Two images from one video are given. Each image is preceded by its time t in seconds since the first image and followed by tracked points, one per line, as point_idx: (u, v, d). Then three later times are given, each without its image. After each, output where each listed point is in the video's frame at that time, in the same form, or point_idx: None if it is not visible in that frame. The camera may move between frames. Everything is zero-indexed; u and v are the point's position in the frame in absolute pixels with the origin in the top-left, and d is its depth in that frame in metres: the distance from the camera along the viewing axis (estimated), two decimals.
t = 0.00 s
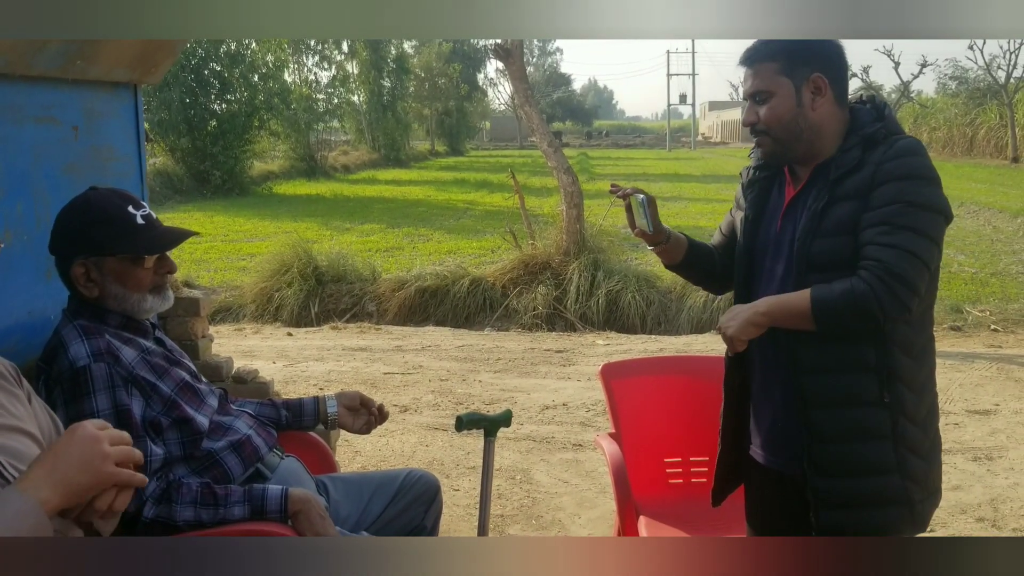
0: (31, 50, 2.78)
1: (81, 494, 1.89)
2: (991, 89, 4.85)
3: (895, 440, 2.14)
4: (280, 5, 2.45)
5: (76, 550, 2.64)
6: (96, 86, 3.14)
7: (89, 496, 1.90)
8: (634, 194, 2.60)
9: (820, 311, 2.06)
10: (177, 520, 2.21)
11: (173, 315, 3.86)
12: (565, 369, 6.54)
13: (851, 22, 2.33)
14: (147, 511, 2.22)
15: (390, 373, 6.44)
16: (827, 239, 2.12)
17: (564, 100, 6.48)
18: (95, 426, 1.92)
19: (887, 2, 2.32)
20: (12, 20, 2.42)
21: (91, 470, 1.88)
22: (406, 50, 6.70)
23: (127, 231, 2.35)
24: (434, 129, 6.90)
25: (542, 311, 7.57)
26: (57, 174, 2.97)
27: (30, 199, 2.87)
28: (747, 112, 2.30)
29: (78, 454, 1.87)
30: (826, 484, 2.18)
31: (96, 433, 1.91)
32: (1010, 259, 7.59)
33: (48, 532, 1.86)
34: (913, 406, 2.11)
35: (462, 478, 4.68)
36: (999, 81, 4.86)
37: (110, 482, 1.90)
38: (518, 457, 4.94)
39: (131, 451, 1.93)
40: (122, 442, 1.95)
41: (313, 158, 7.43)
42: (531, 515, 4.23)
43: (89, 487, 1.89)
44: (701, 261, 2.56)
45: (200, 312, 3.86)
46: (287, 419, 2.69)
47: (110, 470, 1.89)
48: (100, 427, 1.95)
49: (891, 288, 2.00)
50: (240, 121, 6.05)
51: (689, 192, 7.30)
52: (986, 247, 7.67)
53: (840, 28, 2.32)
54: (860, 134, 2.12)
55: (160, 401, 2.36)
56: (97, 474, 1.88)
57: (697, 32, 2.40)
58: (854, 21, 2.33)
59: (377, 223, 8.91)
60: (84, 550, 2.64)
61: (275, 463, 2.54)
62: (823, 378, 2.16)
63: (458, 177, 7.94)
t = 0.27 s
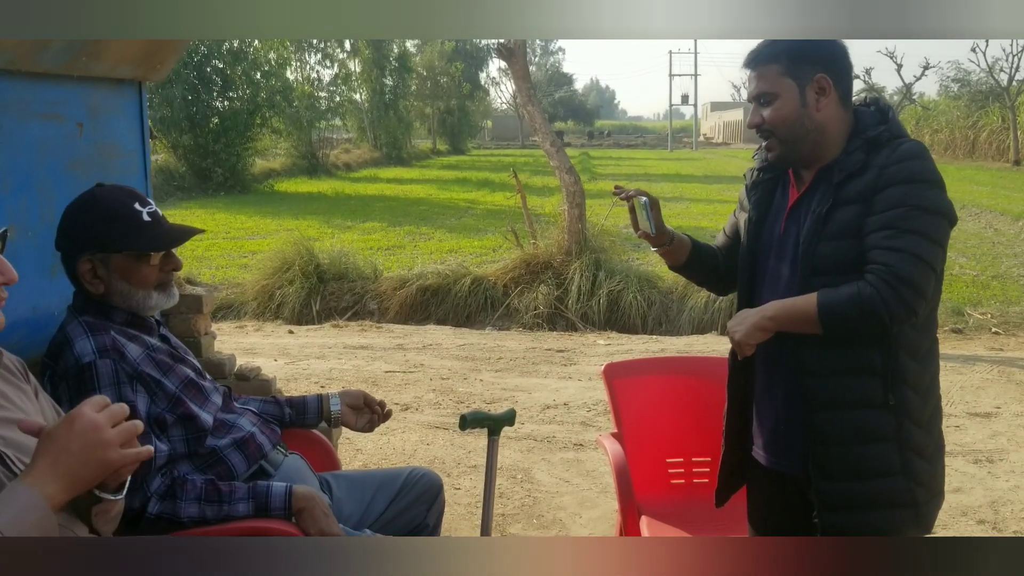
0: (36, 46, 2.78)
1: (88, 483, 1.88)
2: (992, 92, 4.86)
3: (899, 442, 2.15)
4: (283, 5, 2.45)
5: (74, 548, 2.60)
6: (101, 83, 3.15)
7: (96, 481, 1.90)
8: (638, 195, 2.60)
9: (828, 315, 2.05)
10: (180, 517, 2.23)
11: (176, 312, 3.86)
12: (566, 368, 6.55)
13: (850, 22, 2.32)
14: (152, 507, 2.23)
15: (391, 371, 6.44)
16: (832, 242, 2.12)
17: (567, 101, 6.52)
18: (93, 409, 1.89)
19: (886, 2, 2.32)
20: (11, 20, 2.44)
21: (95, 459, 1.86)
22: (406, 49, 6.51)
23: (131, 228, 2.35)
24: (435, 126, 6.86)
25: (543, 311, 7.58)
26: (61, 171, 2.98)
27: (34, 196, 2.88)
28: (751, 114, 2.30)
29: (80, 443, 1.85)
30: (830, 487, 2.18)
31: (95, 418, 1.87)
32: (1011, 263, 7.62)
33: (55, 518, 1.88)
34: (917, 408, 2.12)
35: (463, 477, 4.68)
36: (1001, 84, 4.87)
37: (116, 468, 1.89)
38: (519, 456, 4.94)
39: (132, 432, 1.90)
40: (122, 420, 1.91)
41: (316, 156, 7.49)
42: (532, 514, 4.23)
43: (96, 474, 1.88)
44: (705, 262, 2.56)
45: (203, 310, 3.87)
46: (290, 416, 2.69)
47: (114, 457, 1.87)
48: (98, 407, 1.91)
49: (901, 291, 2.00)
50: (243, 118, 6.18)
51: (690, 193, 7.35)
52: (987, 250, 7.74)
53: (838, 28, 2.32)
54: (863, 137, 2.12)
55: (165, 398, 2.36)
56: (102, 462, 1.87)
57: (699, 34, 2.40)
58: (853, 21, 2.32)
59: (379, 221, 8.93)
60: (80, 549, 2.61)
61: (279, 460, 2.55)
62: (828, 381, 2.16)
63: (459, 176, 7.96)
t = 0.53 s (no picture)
0: (43, 46, 2.78)
1: (99, 482, 1.89)
2: (994, 92, 4.86)
3: (906, 443, 2.14)
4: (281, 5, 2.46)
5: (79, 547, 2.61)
6: (106, 82, 3.16)
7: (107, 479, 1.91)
8: (644, 196, 2.61)
9: (836, 316, 2.05)
10: (188, 516, 2.23)
11: (180, 312, 3.87)
12: (568, 368, 6.55)
13: (850, 22, 2.32)
14: (160, 506, 2.24)
15: (393, 371, 6.44)
16: (840, 243, 2.12)
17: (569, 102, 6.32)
18: (101, 408, 1.89)
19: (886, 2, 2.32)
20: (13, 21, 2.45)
21: (105, 459, 1.87)
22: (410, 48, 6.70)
23: (138, 228, 2.35)
24: (435, 126, 6.84)
25: (545, 311, 7.59)
26: (67, 170, 2.98)
27: (40, 196, 2.88)
28: (759, 117, 2.30)
29: (89, 444, 1.85)
30: (836, 487, 2.18)
31: (102, 417, 1.87)
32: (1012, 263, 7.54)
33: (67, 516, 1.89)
34: (924, 409, 2.12)
35: (465, 477, 4.69)
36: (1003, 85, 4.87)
37: (125, 467, 1.89)
38: (521, 456, 4.94)
39: (140, 430, 1.90)
40: (130, 418, 1.91)
41: (317, 156, 7.58)
42: (535, 514, 4.24)
43: (105, 473, 1.88)
44: (709, 263, 2.57)
45: (207, 309, 3.88)
46: (296, 416, 2.70)
47: (123, 456, 1.88)
48: (104, 405, 1.90)
49: (911, 293, 2.01)
50: (243, 118, 6.02)
51: (691, 193, 7.36)
52: (987, 251, 7.64)
53: (838, 29, 2.32)
54: (871, 138, 2.12)
55: (172, 397, 2.37)
56: (111, 462, 1.87)
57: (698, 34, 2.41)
58: (852, 20, 2.33)
59: (380, 220, 8.89)
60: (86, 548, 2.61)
61: (285, 460, 2.55)
62: (835, 382, 2.16)
63: (460, 176, 7.97)
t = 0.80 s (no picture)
0: (50, 45, 2.78)
1: (105, 480, 1.89)
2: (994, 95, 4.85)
3: (912, 446, 2.15)
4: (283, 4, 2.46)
5: (80, 546, 2.61)
6: (112, 81, 3.16)
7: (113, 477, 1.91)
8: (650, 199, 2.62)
9: (842, 319, 2.07)
10: (195, 516, 2.24)
11: (184, 311, 3.88)
12: (568, 369, 6.55)
13: (853, 22, 2.32)
14: (168, 507, 2.24)
15: (394, 372, 6.44)
16: (847, 246, 2.13)
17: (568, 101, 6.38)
18: (105, 406, 1.90)
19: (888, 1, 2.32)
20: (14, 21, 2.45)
21: (112, 456, 1.88)
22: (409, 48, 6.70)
23: (146, 228, 2.36)
24: (436, 125, 6.77)
25: (545, 312, 7.66)
26: (73, 170, 2.98)
27: (46, 195, 2.88)
28: (765, 121, 2.32)
29: (95, 441, 1.86)
30: (843, 490, 2.18)
31: (107, 415, 1.88)
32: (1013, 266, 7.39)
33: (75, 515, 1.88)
34: (930, 413, 2.12)
35: (467, 478, 4.69)
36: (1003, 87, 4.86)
37: (132, 463, 1.91)
38: (523, 458, 4.95)
39: (145, 426, 1.91)
40: (134, 415, 1.93)
41: (315, 155, 7.37)
42: (537, 515, 4.24)
43: (112, 471, 1.89)
44: (715, 266, 2.57)
45: (210, 309, 3.88)
46: (301, 416, 2.70)
47: (130, 452, 1.89)
48: (107, 403, 1.92)
49: (919, 297, 2.02)
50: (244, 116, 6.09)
51: (691, 195, 7.37)
52: (987, 253, 7.40)
53: (840, 28, 2.32)
54: (878, 143, 2.13)
55: (180, 397, 2.37)
56: (119, 458, 1.88)
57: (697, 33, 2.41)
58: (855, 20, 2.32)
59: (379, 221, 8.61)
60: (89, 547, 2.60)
61: (290, 460, 2.56)
62: (842, 386, 2.16)
63: (461, 177, 7.97)
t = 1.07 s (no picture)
0: (57, 45, 2.79)
1: (118, 476, 1.90)
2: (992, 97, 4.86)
3: (916, 445, 2.17)
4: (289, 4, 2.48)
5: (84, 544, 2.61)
6: (118, 82, 3.17)
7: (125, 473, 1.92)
8: (658, 196, 2.63)
9: (847, 318, 2.09)
10: (204, 513, 2.25)
11: (187, 311, 3.89)
12: (568, 370, 6.57)
13: (852, 21, 2.36)
14: (177, 505, 2.26)
15: (394, 372, 6.45)
16: (852, 246, 2.14)
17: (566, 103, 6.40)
18: (116, 402, 1.91)
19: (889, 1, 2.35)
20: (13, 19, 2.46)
21: (124, 451, 1.89)
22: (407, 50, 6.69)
23: (150, 225, 2.36)
24: (434, 127, 6.89)
25: (545, 313, 7.67)
26: (78, 170, 3.00)
27: (52, 195, 2.89)
28: (771, 122, 2.34)
29: (108, 436, 1.88)
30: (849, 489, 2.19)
31: (118, 411, 1.90)
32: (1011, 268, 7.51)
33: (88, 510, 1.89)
34: (934, 411, 2.14)
35: (468, 478, 4.70)
36: (1001, 89, 4.87)
37: (143, 459, 1.92)
38: (524, 458, 4.96)
39: (156, 421, 1.93)
40: (145, 411, 1.94)
41: (314, 156, 7.44)
42: (538, 515, 4.25)
43: (124, 466, 1.90)
44: (719, 266, 2.58)
45: (213, 309, 3.89)
46: (307, 415, 2.71)
47: (142, 447, 1.90)
48: (118, 399, 1.93)
49: (924, 296, 2.04)
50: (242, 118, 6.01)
51: (690, 196, 7.40)
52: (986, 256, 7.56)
53: (839, 27, 2.35)
54: (883, 143, 2.14)
55: (187, 395, 2.38)
56: (131, 453, 1.89)
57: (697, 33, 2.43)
58: (853, 19, 2.36)
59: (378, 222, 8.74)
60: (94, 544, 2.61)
61: (297, 457, 2.56)
62: (847, 385, 2.17)
63: (460, 177, 7.99)
